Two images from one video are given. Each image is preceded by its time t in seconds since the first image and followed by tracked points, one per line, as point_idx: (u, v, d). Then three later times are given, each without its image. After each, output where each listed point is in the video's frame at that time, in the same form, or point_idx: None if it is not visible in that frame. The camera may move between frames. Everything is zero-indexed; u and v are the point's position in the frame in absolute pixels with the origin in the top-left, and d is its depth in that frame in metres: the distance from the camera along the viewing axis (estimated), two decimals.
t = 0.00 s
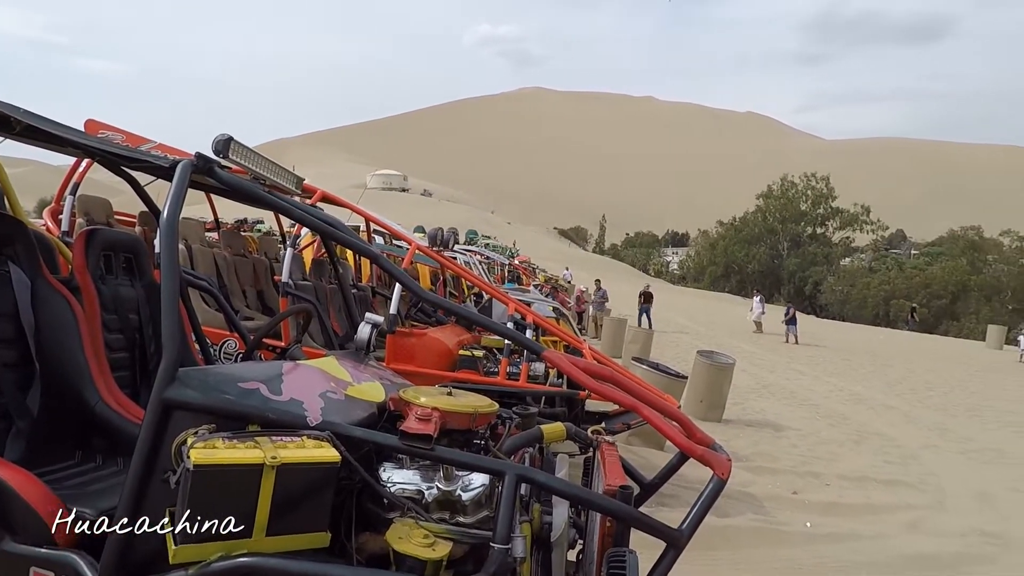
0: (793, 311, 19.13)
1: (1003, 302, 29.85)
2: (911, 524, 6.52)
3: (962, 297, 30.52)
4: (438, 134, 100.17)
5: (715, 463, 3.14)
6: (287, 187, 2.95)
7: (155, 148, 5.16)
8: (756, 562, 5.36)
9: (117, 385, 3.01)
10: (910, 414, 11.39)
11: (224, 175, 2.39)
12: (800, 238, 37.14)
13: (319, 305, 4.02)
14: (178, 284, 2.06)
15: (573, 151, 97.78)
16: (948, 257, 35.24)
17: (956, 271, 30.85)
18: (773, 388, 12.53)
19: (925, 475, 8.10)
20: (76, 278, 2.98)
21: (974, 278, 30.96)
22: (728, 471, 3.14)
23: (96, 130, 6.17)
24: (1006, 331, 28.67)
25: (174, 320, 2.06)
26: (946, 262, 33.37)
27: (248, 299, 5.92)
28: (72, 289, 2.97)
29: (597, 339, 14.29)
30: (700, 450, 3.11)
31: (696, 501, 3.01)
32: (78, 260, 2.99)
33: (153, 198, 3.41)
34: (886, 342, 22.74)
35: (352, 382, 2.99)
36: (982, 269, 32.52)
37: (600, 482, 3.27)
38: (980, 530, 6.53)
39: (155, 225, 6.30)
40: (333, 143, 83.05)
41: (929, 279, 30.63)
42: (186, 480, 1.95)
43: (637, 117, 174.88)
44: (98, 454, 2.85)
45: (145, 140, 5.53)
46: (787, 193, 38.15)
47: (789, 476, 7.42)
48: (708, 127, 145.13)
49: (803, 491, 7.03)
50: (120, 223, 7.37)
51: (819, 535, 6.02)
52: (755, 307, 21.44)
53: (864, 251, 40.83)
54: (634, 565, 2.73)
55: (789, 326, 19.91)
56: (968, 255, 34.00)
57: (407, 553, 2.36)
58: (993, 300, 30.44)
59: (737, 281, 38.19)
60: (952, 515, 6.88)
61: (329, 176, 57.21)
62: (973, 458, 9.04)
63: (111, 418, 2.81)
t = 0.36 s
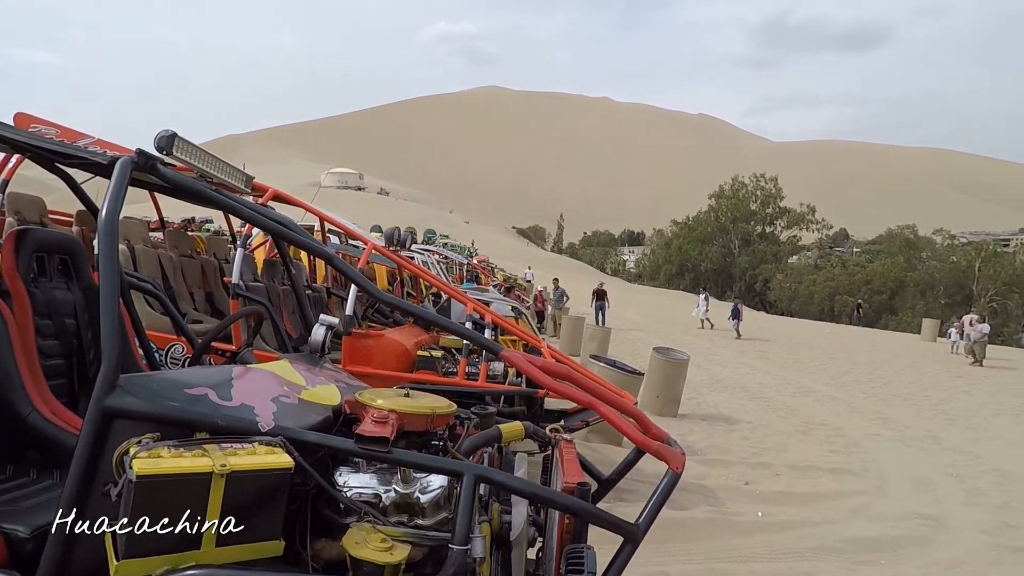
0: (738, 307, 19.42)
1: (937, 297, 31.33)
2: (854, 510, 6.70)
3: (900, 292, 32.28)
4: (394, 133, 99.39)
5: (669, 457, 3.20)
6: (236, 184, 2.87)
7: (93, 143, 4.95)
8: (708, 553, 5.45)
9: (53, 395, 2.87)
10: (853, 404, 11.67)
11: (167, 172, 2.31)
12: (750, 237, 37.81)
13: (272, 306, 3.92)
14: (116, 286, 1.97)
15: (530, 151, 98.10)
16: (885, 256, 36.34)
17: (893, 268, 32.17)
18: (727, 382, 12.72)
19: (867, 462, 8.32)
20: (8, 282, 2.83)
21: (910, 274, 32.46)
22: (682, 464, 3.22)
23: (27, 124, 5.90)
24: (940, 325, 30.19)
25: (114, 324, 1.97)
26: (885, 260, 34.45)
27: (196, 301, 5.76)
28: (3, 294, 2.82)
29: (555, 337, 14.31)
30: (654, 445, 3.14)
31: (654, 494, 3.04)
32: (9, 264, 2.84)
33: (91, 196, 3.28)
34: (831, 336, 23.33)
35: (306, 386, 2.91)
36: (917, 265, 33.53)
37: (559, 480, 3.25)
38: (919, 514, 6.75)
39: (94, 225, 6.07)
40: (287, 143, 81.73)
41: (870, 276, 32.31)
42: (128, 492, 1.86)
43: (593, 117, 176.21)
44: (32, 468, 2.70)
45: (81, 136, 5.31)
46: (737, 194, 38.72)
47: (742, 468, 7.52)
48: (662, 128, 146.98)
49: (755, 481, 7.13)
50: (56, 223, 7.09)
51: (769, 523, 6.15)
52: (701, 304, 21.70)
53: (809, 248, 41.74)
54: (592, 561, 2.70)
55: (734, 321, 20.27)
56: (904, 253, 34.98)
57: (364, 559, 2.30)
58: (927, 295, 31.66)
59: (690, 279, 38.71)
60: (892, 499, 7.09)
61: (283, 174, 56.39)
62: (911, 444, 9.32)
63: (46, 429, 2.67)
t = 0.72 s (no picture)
0: (687, 305, 19.62)
1: (877, 293, 31.98)
2: (802, 498, 6.84)
3: (842, 289, 32.78)
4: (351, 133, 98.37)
5: (625, 453, 3.25)
6: (180, 183, 2.78)
7: (26, 139, 4.75)
8: (663, 545, 5.50)
9: None
10: (802, 396, 11.90)
11: (105, 169, 2.22)
12: (704, 236, 38.31)
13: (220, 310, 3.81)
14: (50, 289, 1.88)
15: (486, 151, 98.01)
16: (829, 254, 36.50)
17: (837, 265, 32.78)
18: (682, 378, 12.85)
19: (815, 451, 8.49)
20: None
21: (851, 271, 33.04)
22: (637, 460, 3.25)
23: None
24: (880, 320, 31.06)
25: (47, 330, 1.89)
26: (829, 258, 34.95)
27: (139, 304, 5.58)
28: None
29: (513, 336, 14.27)
30: (610, 442, 3.19)
31: (611, 493, 3.07)
32: None
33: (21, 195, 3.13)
34: (781, 332, 23.78)
35: (258, 392, 2.83)
36: (858, 263, 34.27)
37: (517, 478, 3.23)
38: (862, 500, 6.93)
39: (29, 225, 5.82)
40: (240, 142, 80.19)
41: (816, 273, 32.94)
42: (65, 505, 1.77)
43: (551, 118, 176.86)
44: None
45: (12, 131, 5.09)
46: (690, 194, 39.17)
47: (696, 461, 7.60)
48: (617, 129, 148.28)
49: (709, 474, 7.21)
50: None
51: (722, 513, 6.24)
52: (650, 302, 21.79)
53: (758, 247, 42.48)
54: (551, 559, 2.67)
55: (682, 318, 20.44)
56: (846, 251, 35.32)
57: (320, 566, 2.24)
58: (868, 292, 32.24)
59: (646, 277, 39.05)
60: (838, 487, 7.25)
61: (236, 172, 55.33)
62: (855, 433, 9.56)
63: None
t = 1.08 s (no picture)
0: (636, 302, 19.80)
1: (821, 290, 33.10)
2: (754, 488, 6.95)
3: (789, 286, 33.79)
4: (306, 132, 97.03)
5: (581, 451, 3.26)
6: (118, 181, 2.66)
7: None
8: (622, 540, 5.52)
9: None
10: (753, 390, 12.11)
11: (35, 165, 2.11)
12: (657, 235, 38.83)
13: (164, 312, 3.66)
14: None
15: (441, 152, 97.76)
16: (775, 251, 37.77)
17: (784, 262, 33.76)
18: (638, 374, 12.96)
19: (766, 443, 8.64)
20: None
21: (798, 269, 34.05)
22: (595, 457, 3.26)
23: None
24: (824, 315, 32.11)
25: None
26: (775, 254, 36.01)
27: (76, 309, 5.35)
28: None
29: (470, 335, 14.19)
30: (567, 440, 3.18)
31: (567, 491, 3.07)
32: None
33: None
34: (731, 327, 24.24)
35: (204, 397, 2.72)
36: (804, 260, 35.25)
37: (475, 479, 3.18)
38: (808, 488, 7.09)
39: None
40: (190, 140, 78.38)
41: (764, 270, 33.81)
42: None
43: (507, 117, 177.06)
44: None
45: None
46: (644, 194, 39.62)
47: (651, 455, 7.64)
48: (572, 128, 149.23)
49: (665, 468, 7.26)
50: None
51: (676, 506, 6.30)
52: (599, 300, 21.89)
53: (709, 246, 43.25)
54: (509, 559, 2.63)
55: (632, 315, 20.61)
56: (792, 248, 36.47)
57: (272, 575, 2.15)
58: (813, 288, 33.51)
59: (603, 276, 39.42)
60: (787, 476, 7.40)
61: (185, 169, 54.07)
62: (803, 424, 9.76)
63: None
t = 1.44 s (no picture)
0: (587, 300, 19.83)
1: (769, 287, 33.88)
2: (707, 480, 7.02)
3: (739, 283, 34.49)
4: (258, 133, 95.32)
5: (539, 449, 3.25)
6: (48, 176, 2.53)
7: None
8: (582, 535, 5.51)
9: None
10: (706, 385, 12.25)
11: None
12: (613, 235, 39.11)
13: (103, 316, 3.50)
14: None
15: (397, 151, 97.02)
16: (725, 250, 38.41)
17: (733, 261, 34.39)
18: (596, 372, 13.00)
19: (719, 436, 8.74)
20: None
21: (747, 266, 34.73)
22: (551, 455, 3.25)
23: None
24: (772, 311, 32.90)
25: None
26: (724, 252, 36.59)
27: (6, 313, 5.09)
28: None
29: (427, 336, 14.03)
30: (523, 440, 3.18)
31: (524, 490, 3.06)
32: None
33: None
34: (684, 324, 24.53)
35: (147, 405, 2.59)
36: (753, 258, 35.97)
37: (431, 480, 3.12)
38: (758, 478, 7.18)
39: None
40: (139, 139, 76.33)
41: (715, 269, 34.41)
42: None
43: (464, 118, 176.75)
44: None
45: None
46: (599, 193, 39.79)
47: (608, 452, 7.65)
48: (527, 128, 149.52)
49: (622, 464, 7.27)
50: None
51: (634, 500, 6.31)
52: (550, 298, 21.78)
53: (663, 245, 43.74)
54: (466, 561, 2.57)
55: (583, 313, 20.62)
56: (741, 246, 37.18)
57: None
58: (762, 284, 34.23)
59: (560, 275, 39.60)
60: (738, 468, 7.49)
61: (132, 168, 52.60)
62: (753, 417, 9.90)
63: None
